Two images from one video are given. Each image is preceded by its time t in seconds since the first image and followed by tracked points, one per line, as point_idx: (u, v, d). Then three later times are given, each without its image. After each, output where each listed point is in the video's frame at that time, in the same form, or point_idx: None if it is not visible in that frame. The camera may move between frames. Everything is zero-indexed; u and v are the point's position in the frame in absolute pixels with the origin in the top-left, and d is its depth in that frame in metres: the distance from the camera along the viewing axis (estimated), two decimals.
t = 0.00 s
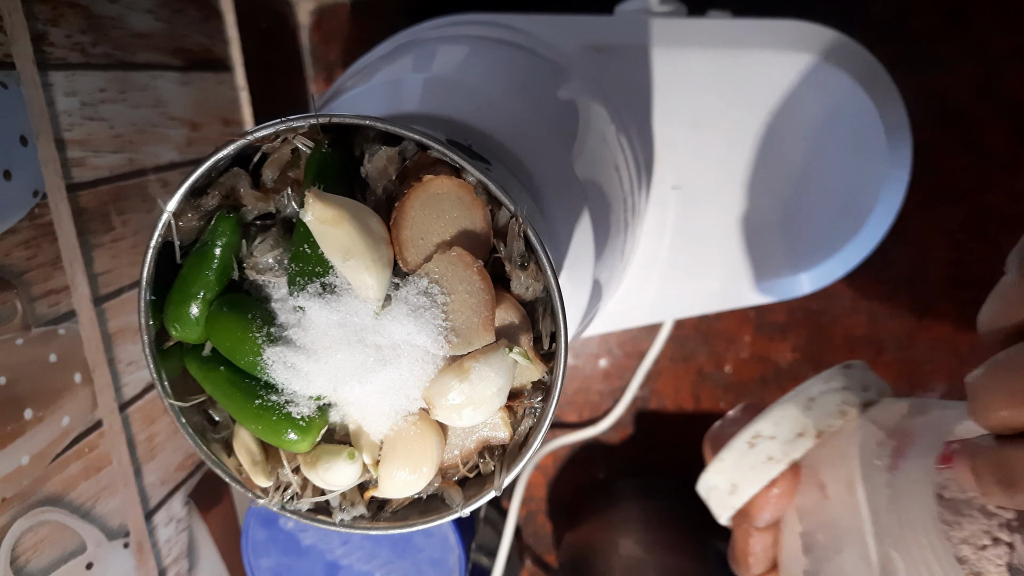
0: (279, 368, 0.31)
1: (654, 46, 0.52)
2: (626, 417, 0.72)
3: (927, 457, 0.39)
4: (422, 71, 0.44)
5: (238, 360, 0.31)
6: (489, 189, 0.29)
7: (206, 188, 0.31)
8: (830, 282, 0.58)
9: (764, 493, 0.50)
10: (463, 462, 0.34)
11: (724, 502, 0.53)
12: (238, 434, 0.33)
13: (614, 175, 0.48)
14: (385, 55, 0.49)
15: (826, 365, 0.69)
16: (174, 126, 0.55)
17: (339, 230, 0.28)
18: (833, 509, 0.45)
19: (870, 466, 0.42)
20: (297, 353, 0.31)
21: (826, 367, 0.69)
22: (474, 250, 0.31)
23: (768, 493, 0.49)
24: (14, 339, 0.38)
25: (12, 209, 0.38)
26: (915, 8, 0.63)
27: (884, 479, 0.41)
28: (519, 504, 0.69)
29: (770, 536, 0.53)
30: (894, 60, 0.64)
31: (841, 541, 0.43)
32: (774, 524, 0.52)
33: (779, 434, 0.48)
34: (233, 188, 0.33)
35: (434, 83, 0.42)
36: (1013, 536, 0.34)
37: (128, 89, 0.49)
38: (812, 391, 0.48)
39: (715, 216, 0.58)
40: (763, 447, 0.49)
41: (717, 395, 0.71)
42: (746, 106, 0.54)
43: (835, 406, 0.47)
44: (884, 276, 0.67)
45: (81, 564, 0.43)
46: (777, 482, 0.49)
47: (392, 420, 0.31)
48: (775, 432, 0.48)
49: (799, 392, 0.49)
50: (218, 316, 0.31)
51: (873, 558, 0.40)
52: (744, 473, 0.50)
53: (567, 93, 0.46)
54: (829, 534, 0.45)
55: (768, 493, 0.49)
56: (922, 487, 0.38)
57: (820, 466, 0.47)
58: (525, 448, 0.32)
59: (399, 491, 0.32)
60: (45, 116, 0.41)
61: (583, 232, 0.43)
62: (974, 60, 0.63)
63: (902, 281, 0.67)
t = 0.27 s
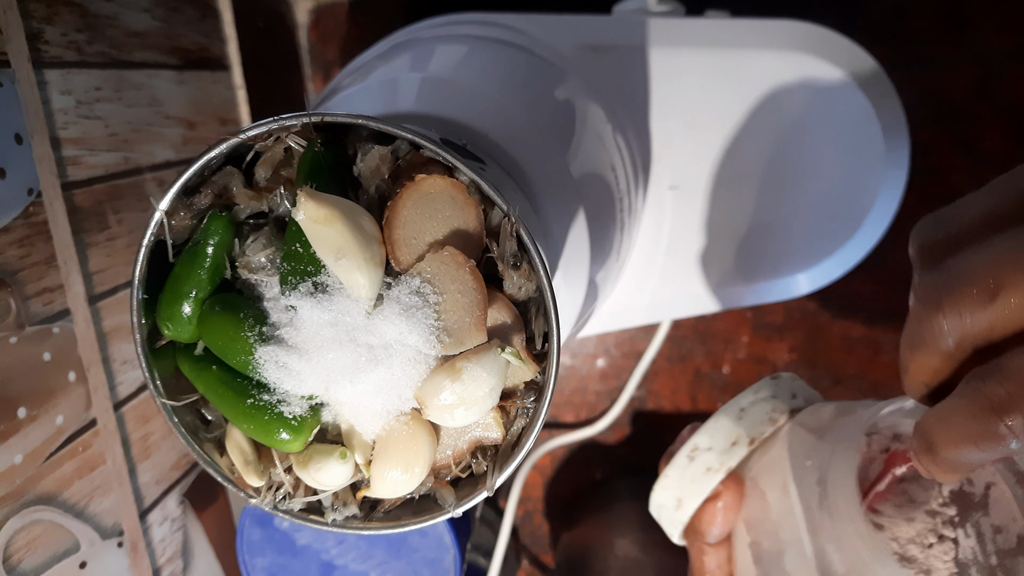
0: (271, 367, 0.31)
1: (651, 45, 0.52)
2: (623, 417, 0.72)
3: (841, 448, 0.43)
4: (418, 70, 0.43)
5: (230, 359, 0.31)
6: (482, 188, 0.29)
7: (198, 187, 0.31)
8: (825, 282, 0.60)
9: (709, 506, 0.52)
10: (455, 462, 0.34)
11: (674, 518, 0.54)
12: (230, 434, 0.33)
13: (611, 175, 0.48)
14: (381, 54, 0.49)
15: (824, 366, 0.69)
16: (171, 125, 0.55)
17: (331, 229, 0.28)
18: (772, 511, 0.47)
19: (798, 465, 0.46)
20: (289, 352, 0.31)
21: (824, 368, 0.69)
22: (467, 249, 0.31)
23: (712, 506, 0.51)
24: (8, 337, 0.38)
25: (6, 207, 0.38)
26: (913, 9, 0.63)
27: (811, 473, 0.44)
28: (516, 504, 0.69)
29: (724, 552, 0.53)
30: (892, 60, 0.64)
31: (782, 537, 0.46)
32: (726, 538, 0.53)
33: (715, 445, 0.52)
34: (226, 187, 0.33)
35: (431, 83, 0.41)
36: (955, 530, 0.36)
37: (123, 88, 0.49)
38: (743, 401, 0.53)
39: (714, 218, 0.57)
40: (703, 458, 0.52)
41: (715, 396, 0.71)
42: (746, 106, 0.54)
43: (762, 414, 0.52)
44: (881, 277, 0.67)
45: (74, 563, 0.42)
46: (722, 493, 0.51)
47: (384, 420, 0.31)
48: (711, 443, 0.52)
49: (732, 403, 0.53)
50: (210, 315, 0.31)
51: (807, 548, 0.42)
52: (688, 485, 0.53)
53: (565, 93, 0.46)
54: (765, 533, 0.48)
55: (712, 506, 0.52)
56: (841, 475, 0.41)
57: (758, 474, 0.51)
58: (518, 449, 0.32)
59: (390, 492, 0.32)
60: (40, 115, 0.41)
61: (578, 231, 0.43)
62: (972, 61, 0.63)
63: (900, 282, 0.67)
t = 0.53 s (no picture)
0: (270, 363, 0.31)
1: (651, 42, 0.52)
2: (622, 414, 0.72)
3: (828, 457, 0.44)
4: (417, 65, 0.43)
5: (229, 355, 0.31)
6: (482, 183, 0.29)
7: (198, 182, 0.31)
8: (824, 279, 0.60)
9: (698, 510, 0.51)
10: (455, 458, 0.34)
11: (662, 523, 0.52)
12: (229, 430, 0.33)
13: (611, 172, 0.48)
14: (381, 50, 0.49)
15: (823, 363, 0.69)
16: (169, 122, 0.54)
17: (330, 224, 0.28)
18: (761, 516, 0.48)
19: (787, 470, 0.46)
20: (289, 348, 0.31)
21: (823, 366, 0.69)
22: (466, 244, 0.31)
23: (702, 510, 0.50)
24: (6, 334, 0.38)
25: (4, 203, 0.38)
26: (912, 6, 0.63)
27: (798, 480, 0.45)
28: (515, 501, 0.69)
29: (713, 555, 0.53)
30: (891, 57, 0.64)
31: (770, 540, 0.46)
32: (715, 541, 0.52)
33: (703, 450, 0.50)
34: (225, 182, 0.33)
35: (430, 78, 0.41)
36: (942, 532, 0.42)
37: (121, 84, 0.48)
38: (732, 407, 0.52)
39: (713, 214, 0.58)
40: (691, 464, 0.50)
41: (714, 393, 0.71)
42: (745, 103, 0.54)
43: (751, 418, 0.51)
44: (881, 274, 0.67)
45: (73, 561, 0.42)
46: (711, 497, 0.50)
47: (384, 415, 0.31)
48: (699, 448, 0.50)
49: (720, 408, 0.52)
50: (209, 311, 0.31)
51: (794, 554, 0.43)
52: (677, 490, 0.51)
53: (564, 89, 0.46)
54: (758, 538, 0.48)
55: (702, 510, 0.50)
56: (828, 482, 0.42)
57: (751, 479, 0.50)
58: (518, 445, 0.31)
59: (389, 488, 0.31)
60: (38, 111, 0.41)
61: (578, 227, 0.43)
62: (971, 58, 0.63)
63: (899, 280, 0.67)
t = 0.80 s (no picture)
0: (274, 356, 0.31)
1: (650, 39, 0.52)
2: (621, 410, 0.73)
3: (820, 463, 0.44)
4: (417, 62, 0.44)
5: (233, 349, 0.31)
6: (484, 177, 0.30)
7: (201, 177, 0.31)
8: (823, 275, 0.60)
9: (696, 511, 0.51)
10: (457, 451, 0.34)
11: (660, 525, 0.52)
12: (233, 423, 0.34)
13: (610, 167, 0.48)
14: (380, 46, 0.49)
15: (820, 359, 0.69)
16: (170, 119, 0.55)
17: (334, 218, 0.29)
18: (757, 526, 0.47)
19: (784, 481, 0.46)
20: (292, 341, 0.31)
21: (820, 361, 0.69)
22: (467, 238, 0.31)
23: (701, 511, 0.50)
24: (10, 329, 0.38)
25: (8, 199, 0.38)
26: (909, 4, 0.63)
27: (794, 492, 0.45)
28: (515, 496, 0.70)
29: (712, 553, 0.53)
30: (888, 54, 0.64)
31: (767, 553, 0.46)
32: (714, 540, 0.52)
33: (700, 455, 0.50)
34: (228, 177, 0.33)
35: (430, 74, 0.42)
36: (939, 533, 0.43)
37: (123, 81, 0.49)
38: (728, 412, 0.51)
39: (711, 210, 0.58)
40: (688, 468, 0.50)
41: (712, 389, 0.71)
42: (743, 99, 0.54)
43: (747, 424, 0.50)
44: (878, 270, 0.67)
45: (77, 554, 0.43)
46: (708, 498, 0.50)
47: (387, 408, 0.31)
48: (696, 454, 0.50)
49: (716, 414, 0.51)
50: (213, 304, 0.31)
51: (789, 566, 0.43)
52: (675, 495, 0.50)
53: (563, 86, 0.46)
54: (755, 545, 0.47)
55: (701, 510, 0.50)
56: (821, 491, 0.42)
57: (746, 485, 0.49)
58: (519, 437, 0.32)
59: (392, 479, 0.32)
60: (41, 107, 0.41)
61: (578, 223, 0.43)
62: (968, 55, 0.63)
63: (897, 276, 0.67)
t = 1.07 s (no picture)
0: (277, 351, 0.31)
1: (653, 35, 0.51)
2: (624, 409, 0.72)
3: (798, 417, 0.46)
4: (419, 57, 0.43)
5: (236, 344, 0.31)
6: (489, 169, 0.29)
7: (203, 171, 0.31)
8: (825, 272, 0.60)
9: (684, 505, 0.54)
10: (462, 447, 0.34)
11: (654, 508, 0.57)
12: (236, 420, 0.33)
13: (614, 163, 0.48)
14: (381, 43, 0.49)
15: (824, 356, 0.69)
16: (170, 116, 0.54)
17: (337, 211, 0.28)
18: (749, 484, 0.50)
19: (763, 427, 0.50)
20: (295, 336, 0.31)
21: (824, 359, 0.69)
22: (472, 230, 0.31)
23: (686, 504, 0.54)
24: (10, 326, 0.38)
25: (8, 195, 0.38)
26: None
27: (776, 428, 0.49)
28: (518, 496, 0.69)
29: (706, 552, 0.55)
30: (892, 49, 0.64)
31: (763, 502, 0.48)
32: (704, 539, 0.55)
33: (681, 425, 0.57)
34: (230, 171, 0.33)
35: (432, 69, 0.41)
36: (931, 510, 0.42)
37: (123, 77, 0.48)
38: (703, 384, 0.58)
39: (716, 206, 0.57)
40: (672, 441, 0.56)
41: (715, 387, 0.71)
42: (748, 95, 0.54)
43: (722, 391, 0.57)
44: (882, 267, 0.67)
45: (78, 554, 0.42)
46: (693, 486, 0.54)
47: (391, 404, 0.31)
48: (677, 424, 0.57)
49: (693, 387, 0.59)
50: (215, 299, 0.31)
51: (786, 496, 0.45)
52: (661, 471, 0.56)
53: (566, 82, 0.46)
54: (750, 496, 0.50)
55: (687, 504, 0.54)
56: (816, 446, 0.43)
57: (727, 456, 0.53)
58: (525, 433, 0.32)
59: (396, 476, 0.32)
60: (41, 103, 0.41)
61: (582, 218, 0.43)
62: (972, 50, 0.63)
63: (901, 272, 0.67)
